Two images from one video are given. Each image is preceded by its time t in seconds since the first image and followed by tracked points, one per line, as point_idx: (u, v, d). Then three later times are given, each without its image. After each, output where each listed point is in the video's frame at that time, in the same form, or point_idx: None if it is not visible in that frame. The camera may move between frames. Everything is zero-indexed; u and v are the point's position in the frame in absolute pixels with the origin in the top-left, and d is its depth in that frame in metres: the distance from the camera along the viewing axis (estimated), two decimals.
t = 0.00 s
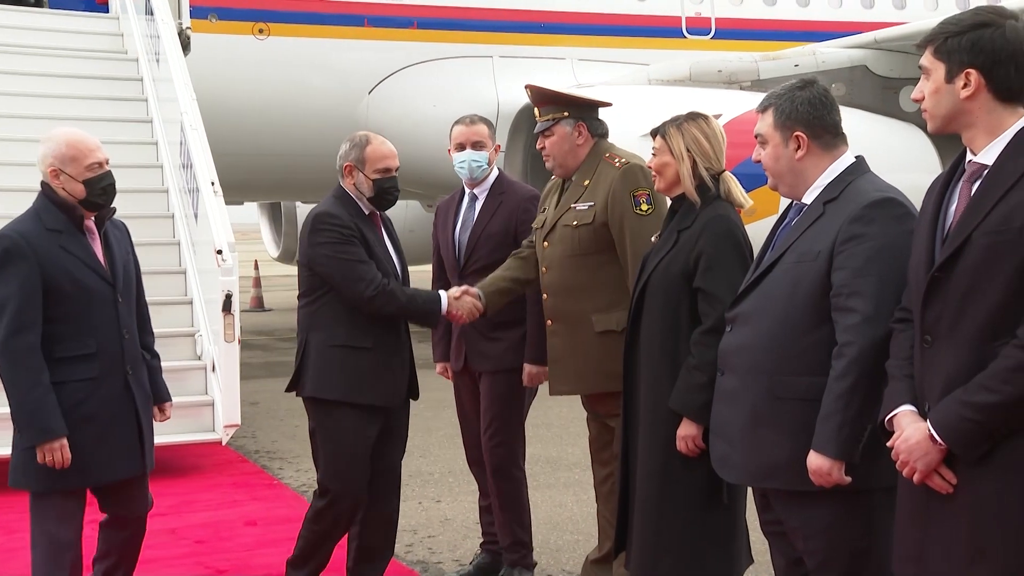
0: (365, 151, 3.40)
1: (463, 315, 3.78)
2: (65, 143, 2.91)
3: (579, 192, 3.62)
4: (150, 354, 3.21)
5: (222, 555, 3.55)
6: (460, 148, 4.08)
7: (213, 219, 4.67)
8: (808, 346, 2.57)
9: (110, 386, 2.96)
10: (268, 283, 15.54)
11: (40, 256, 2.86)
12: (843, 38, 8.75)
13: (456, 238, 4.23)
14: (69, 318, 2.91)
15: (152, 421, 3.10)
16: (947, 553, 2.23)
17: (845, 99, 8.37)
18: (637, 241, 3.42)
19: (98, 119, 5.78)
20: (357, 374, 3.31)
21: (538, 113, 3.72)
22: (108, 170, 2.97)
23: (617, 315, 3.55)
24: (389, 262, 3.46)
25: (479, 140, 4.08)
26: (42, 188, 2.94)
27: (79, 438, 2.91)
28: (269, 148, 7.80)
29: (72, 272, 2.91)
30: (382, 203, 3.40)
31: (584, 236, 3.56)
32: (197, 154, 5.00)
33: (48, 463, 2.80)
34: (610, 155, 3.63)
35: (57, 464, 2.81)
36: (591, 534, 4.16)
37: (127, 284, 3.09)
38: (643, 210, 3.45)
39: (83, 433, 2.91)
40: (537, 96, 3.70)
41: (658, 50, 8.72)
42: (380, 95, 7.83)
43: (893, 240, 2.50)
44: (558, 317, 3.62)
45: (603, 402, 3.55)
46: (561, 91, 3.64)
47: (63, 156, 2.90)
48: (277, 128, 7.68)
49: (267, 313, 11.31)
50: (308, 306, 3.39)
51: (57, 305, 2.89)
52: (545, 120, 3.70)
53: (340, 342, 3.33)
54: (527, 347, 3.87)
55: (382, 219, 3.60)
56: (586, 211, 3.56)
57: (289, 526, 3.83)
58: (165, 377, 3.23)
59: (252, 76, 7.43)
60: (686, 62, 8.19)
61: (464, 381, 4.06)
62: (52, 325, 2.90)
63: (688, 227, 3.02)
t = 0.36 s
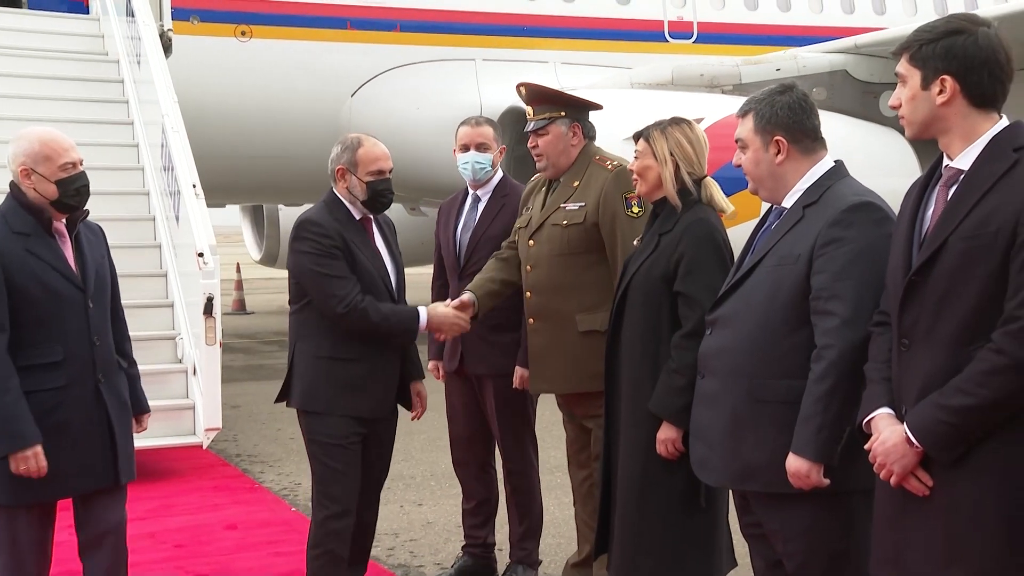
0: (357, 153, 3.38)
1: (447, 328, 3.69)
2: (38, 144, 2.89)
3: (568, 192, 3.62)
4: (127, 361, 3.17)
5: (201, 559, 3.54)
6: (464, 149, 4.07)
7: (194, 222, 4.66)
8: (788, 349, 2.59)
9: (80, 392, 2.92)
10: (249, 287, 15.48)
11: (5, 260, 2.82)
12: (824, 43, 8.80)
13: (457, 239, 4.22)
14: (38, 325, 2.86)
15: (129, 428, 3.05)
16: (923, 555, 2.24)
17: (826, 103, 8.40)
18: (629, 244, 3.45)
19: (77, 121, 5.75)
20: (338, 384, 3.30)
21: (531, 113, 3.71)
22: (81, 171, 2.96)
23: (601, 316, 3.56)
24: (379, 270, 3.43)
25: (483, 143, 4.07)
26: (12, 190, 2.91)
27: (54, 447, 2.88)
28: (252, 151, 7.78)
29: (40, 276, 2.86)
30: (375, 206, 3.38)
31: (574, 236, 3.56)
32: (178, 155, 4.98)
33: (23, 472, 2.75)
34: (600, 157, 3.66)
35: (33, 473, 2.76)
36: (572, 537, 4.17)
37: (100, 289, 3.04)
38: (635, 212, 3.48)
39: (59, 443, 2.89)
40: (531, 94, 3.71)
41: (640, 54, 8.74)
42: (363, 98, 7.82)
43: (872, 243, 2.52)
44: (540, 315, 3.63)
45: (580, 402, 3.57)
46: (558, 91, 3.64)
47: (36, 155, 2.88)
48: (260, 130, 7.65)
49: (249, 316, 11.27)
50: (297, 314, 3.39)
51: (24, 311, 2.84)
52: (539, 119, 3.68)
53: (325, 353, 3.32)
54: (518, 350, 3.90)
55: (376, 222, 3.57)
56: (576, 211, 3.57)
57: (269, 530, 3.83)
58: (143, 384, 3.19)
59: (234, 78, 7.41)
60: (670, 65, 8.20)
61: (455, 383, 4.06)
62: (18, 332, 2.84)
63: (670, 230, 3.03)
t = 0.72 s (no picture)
0: (340, 157, 3.27)
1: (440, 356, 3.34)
2: (38, 154, 2.79)
3: (559, 191, 3.63)
4: (121, 388, 3.00)
5: (179, 567, 3.52)
6: (458, 158, 4.09)
7: (172, 228, 4.64)
8: (766, 355, 2.60)
9: (41, 419, 2.76)
10: (230, 294, 15.44)
11: None
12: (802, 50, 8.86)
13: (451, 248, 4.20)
14: (4, 343, 2.73)
15: (104, 457, 2.87)
16: (899, 559, 2.26)
17: (804, 110, 8.46)
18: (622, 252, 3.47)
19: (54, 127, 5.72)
20: (308, 400, 3.18)
21: (537, 108, 3.65)
22: (82, 186, 2.84)
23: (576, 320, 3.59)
24: (357, 279, 3.33)
25: (477, 153, 4.09)
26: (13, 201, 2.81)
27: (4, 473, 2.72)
28: (232, 158, 7.76)
29: (14, 291, 2.74)
30: (356, 212, 3.32)
31: (560, 236, 3.57)
32: (155, 162, 4.97)
33: None
34: (596, 162, 3.66)
35: None
36: (552, 543, 4.17)
37: (90, 311, 2.88)
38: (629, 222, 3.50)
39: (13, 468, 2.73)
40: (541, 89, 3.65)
41: (620, 61, 8.77)
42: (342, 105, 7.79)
43: (848, 251, 2.53)
44: (518, 312, 3.66)
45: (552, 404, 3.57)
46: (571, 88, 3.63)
47: (35, 165, 2.78)
48: (240, 137, 7.64)
49: (228, 323, 11.24)
50: (270, 323, 3.28)
51: None
52: (546, 114, 3.63)
53: (297, 365, 3.20)
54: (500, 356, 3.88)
55: (353, 228, 3.47)
56: (567, 211, 3.57)
57: (248, 538, 3.81)
58: (138, 414, 3.01)
59: (213, 85, 7.40)
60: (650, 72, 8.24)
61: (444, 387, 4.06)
62: None
63: (652, 237, 3.03)
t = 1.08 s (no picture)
0: (357, 164, 3.22)
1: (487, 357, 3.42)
2: (82, 152, 2.65)
3: (552, 194, 3.63)
4: (135, 402, 2.80)
5: (167, 573, 3.51)
6: (447, 158, 4.11)
7: (160, 233, 4.63)
8: (754, 360, 2.60)
9: (45, 426, 2.61)
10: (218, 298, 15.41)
11: None
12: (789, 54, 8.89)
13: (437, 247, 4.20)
14: (16, 342, 2.59)
15: (103, 472, 2.69)
16: (890, 562, 2.26)
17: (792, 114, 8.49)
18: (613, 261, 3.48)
19: (41, 132, 5.70)
20: (331, 409, 3.10)
21: (530, 114, 3.64)
22: (123, 190, 2.70)
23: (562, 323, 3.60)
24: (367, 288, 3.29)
25: (467, 154, 4.10)
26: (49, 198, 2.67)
27: None
28: (222, 162, 7.73)
29: (31, 288, 2.60)
30: (373, 220, 3.25)
31: (549, 238, 3.57)
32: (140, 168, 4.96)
33: None
34: (590, 166, 3.65)
35: None
36: (541, 547, 4.16)
37: (108, 319, 2.70)
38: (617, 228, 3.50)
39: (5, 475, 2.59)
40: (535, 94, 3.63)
41: (608, 65, 8.79)
42: (331, 109, 7.81)
43: (837, 256, 2.54)
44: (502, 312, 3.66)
45: (540, 410, 3.58)
46: (563, 93, 3.62)
47: (79, 164, 2.63)
48: (229, 141, 7.61)
49: (216, 328, 11.22)
50: (282, 331, 3.12)
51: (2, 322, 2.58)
52: (541, 120, 3.62)
53: (316, 374, 3.10)
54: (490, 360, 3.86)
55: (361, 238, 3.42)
56: (556, 214, 3.57)
57: (237, 543, 3.79)
58: (155, 432, 2.79)
59: (202, 90, 7.39)
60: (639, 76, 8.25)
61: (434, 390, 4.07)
62: None
63: (652, 244, 3.03)
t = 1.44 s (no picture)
0: (391, 159, 3.17)
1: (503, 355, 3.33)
2: (117, 154, 2.62)
3: (558, 200, 3.63)
4: (163, 406, 2.81)
5: None
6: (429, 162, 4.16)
7: (166, 236, 4.64)
8: (759, 363, 2.60)
9: (87, 429, 2.59)
10: (222, 301, 15.41)
11: (41, 272, 2.54)
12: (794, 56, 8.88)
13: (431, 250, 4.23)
14: (56, 344, 2.55)
15: (140, 476, 2.68)
16: (897, 566, 2.26)
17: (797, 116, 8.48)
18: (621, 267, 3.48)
19: (46, 137, 5.71)
20: (364, 410, 3.04)
21: (536, 117, 3.63)
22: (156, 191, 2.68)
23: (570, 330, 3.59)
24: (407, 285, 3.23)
25: (447, 153, 4.11)
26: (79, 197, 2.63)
27: (33, 485, 2.54)
28: (227, 165, 7.73)
29: (72, 292, 2.56)
30: (408, 217, 3.17)
31: (557, 245, 3.57)
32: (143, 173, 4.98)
33: None
34: (596, 170, 3.64)
35: None
36: (547, 550, 4.15)
37: (143, 319, 2.69)
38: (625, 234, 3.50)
39: (46, 480, 2.55)
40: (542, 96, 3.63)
41: (612, 67, 8.79)
42: (335, 112, 7.82)
43: (841, 258, 2.54)
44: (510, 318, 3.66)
45: (550, 416, 3.57)
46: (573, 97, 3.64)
47: (114, 166, 2.61)
48: (234, 144, 7.62)
49: (221, 331, 11.22)
50: (316, 328, 3.10)
51: (42, 326, 2.54)
52: (546, 123, 3.62)
53: (349, 373, 3.06)
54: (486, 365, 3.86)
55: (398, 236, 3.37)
56: (564, 220, 3.57)
57: (243, 546, 3.79)
58: (186, 436, 2.81)
59: (208, 93, 7.40)
60: (643, 79, 8.25)
61: (435, 396, 4.10)
62: (33, 349, 2.54)
63: (658, 247, 3.03)
